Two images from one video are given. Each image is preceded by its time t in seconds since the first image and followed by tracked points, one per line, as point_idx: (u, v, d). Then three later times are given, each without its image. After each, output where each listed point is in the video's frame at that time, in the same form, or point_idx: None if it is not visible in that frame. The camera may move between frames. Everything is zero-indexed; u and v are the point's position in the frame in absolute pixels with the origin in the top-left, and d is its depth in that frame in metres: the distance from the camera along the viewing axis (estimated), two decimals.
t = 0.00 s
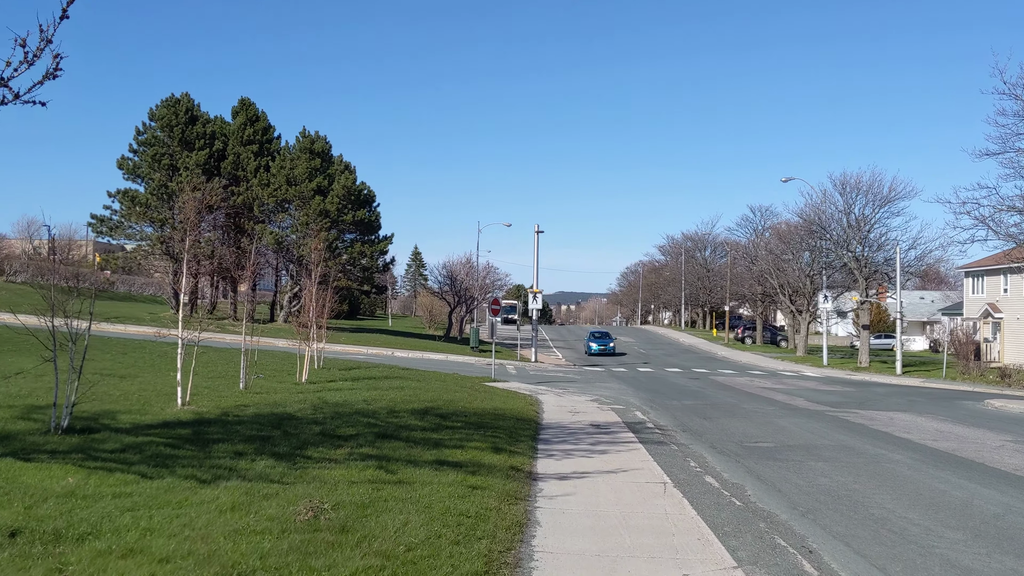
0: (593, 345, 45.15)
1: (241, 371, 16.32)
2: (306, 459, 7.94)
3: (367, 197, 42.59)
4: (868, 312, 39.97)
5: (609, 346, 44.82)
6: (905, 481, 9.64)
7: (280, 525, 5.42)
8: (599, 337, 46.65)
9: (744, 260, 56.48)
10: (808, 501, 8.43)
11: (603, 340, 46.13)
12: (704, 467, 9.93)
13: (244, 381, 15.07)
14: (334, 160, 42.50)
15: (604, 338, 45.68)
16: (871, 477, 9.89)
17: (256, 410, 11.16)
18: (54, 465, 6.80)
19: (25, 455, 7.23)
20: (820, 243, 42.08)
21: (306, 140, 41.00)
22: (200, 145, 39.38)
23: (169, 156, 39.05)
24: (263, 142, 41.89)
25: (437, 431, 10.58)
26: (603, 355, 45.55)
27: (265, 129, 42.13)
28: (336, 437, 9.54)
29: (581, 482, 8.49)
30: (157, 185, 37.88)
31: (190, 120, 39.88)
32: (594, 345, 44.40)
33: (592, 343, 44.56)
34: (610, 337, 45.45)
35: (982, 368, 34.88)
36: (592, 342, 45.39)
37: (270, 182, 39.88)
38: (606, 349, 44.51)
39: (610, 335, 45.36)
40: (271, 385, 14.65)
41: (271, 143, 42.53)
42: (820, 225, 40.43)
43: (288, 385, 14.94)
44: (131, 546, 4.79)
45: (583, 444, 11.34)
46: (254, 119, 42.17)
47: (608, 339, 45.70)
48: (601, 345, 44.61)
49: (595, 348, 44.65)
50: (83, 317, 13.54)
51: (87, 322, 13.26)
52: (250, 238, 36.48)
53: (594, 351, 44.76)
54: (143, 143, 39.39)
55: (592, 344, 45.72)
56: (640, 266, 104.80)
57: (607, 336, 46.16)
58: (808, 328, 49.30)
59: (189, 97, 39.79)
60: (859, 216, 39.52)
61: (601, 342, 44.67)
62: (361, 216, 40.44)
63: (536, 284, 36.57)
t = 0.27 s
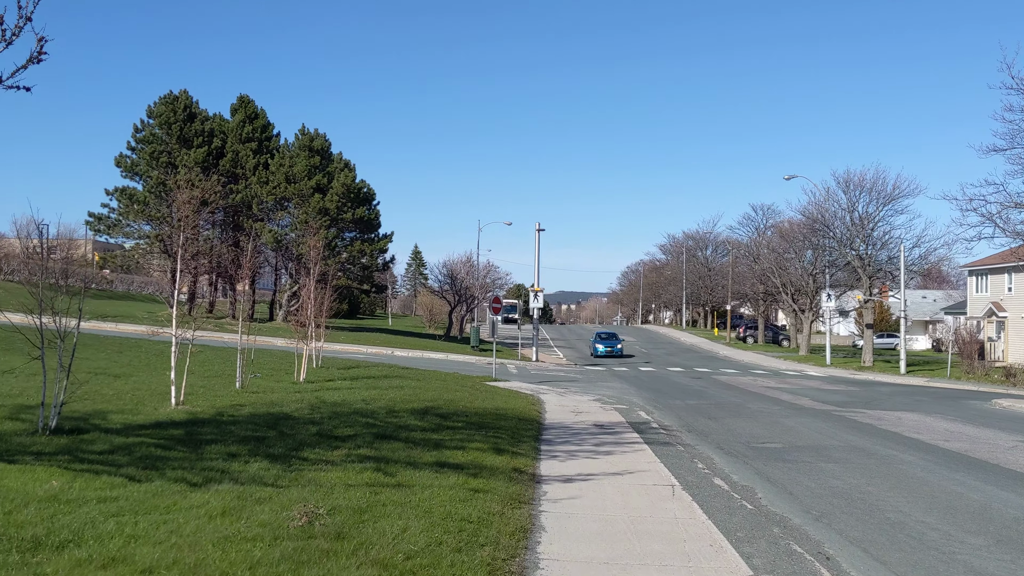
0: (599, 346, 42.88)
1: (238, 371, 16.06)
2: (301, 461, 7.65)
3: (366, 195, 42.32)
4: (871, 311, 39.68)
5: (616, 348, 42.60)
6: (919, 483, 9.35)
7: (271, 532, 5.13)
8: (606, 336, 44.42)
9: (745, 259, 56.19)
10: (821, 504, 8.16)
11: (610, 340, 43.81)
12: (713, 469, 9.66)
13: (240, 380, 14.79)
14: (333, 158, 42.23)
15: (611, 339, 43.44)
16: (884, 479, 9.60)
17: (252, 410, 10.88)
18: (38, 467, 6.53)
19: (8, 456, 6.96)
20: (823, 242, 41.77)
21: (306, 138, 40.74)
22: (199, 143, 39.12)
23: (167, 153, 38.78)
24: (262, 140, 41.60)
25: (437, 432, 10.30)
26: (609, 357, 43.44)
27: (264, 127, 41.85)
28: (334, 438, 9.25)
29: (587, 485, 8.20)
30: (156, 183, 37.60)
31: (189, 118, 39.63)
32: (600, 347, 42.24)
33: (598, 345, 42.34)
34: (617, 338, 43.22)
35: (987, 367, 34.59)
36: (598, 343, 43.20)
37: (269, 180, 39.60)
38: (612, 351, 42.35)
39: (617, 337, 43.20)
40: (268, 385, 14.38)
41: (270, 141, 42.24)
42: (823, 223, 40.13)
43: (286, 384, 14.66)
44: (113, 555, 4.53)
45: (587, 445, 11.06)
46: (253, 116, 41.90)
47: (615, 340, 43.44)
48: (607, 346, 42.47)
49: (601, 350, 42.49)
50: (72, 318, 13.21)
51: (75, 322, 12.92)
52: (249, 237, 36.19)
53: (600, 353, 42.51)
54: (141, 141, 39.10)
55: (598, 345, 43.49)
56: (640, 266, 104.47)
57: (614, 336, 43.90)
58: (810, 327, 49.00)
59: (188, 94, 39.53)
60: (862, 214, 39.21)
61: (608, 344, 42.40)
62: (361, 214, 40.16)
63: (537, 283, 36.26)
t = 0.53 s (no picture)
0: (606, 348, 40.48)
1: (233, 375, 15.79)
2: (295, 471, 7.42)
3: (366, 196, 42.07)
4: (874, 312, 39.41)
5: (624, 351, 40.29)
6: (932, 492, 9.11)
7: (260, 552, 4.88)
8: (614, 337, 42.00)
9: (746, 260, 55.94)
10: (831, 515, 7.92)
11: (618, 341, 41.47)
12: (718, 478, 9.42)
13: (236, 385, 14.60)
14: (333, 159, 41.98)
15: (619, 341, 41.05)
16: (895, 488, 9.35)
17: (246, 416, 10.64)
18: (19, 480, 6.27)
19: None
20: (825, 243, 41.50)
21: (305, 138, 40.47)
22: (197, 144, 38.90)
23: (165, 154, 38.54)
24: (261, 140, 41.35)
25: (436, 439, 10.06)
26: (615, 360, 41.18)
27: (262, 128, 41.60)
28: (329, 446, 9.00)
29: (590, 496, 7.96)
30: (154, 184, 37.36)
31: (187, 118, 39.41)
32: (606, 350, 40.05)
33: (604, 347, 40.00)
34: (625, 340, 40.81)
35: (991, 369, 34.33)
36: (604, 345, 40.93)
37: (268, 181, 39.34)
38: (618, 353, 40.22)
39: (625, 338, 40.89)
40: (263, 390, 14.15)
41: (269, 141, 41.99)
42: (825, 224, 39.86)
43: (282, 388, 14.44)
44: None
45: (589, 452, 10.82)
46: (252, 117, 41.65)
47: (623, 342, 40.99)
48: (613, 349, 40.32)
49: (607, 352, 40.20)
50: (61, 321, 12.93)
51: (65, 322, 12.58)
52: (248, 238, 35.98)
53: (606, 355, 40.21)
54: (139, 141, 38.85)
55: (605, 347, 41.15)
56: (641, 266, 104.22)
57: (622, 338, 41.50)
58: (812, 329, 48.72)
59: (187, 95, 39.31)
60: (864, 215, 38.95)
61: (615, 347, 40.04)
62: (360, 215, 39.93)
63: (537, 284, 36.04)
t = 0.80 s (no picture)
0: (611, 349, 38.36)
1: (228, 373, 15.53)
2: (286, 473, 7.18)
3: (365, 194, 41.79)
4: (877, 311, 39.12)
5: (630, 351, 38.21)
6: (942, 493, 8.86)
7: (243, 558, 4.63)
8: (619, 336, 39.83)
9: (747, 259, 55.66)
10: (840, 518, 7.66)
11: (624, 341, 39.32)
12: (723, 478, 9.17)
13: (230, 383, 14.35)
14: (332, 156, 41.71)
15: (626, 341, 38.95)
16: (905, 488, 9.10)
17: (239, 415, 10.39)
18: None
19: None
20: (827, 241, 41.22)
21: (304, 136, 40.18)
22: (195, 141, 38.66)
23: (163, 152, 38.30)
24: (260, 138, 41.08)
25: (433, 439, 9.80)
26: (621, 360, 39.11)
27: (261, 125, 41.33)
28: (323, 446, 8.76)
29: (591, 497, 7.70)
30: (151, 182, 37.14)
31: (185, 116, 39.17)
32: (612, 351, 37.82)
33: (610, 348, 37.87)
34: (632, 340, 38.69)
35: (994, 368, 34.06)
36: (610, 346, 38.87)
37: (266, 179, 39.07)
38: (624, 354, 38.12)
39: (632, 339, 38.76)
40: (258, 389, 13.92)
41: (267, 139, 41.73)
42: (827, 222, 39.57)
43: (277, 387, 14.20)
44: None
45: (591, 452, 10.57)
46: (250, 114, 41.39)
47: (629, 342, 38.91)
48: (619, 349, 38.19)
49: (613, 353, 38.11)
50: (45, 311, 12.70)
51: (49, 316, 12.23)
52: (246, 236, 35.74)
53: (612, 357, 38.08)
54: (137, 139, 38.62)
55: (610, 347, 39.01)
56: (641, 265, 103.97)
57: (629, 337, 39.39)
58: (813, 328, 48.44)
59: (184, 92, 39.09)
60: (867, 212, 38.65)
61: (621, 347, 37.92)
62: (359, 213, 39.66)
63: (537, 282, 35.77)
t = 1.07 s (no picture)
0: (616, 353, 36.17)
1: (225, 378, 15.30)
2: (277, 485, 6.95)
3: (364, 195, 41.56)
4: (879, 313, 38.86)
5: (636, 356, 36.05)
6: (953, 503, 8.62)
7: None
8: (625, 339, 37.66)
9: (749, 261, 55.43)
10: (851, 530, 7.43)
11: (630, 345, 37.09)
12: (728, 488, 8.93)
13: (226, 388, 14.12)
14: (331, 157, 41.46)
15: (632, 345, 36.81)
16: (915, 498, 8.87)
17: (232, 422, 10.14)
18: None
19: None
20: (829, 242, 41.00)
21: (303, 137, 39.92)
22: (194, 142, 38.46)
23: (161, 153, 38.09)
24: (258, 139, 40.87)
25: (431, 447, 9.57)
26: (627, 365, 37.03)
27: (260, 126, 41.11)
28: (318, 454, 8.53)
29: (593, 509, 7.46)
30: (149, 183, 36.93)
31: (184, 117, 39.02)
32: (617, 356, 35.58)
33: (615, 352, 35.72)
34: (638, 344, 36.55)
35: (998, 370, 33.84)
36: (615, 350, 36.86)
37: (265, 180, 38.85)
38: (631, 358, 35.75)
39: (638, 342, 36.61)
40: (254, 394, 13.68)
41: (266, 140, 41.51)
42: (829, 223, 39.29)
43: (273, 392, 13.97)
44: None
45: (592, 460, 10.32)
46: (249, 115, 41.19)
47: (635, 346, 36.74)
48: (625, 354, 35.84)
49: (619, 358, 36.05)
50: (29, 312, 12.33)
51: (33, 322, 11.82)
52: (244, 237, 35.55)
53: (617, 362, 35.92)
54: (135, 140, 38.40)
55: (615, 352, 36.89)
56: (641, 266, 103.81)
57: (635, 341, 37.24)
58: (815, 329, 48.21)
59: (183, 93, 38.89)
60: (869, 214, 38.38)
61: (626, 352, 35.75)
62: (358, 215, 39.41)
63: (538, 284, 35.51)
